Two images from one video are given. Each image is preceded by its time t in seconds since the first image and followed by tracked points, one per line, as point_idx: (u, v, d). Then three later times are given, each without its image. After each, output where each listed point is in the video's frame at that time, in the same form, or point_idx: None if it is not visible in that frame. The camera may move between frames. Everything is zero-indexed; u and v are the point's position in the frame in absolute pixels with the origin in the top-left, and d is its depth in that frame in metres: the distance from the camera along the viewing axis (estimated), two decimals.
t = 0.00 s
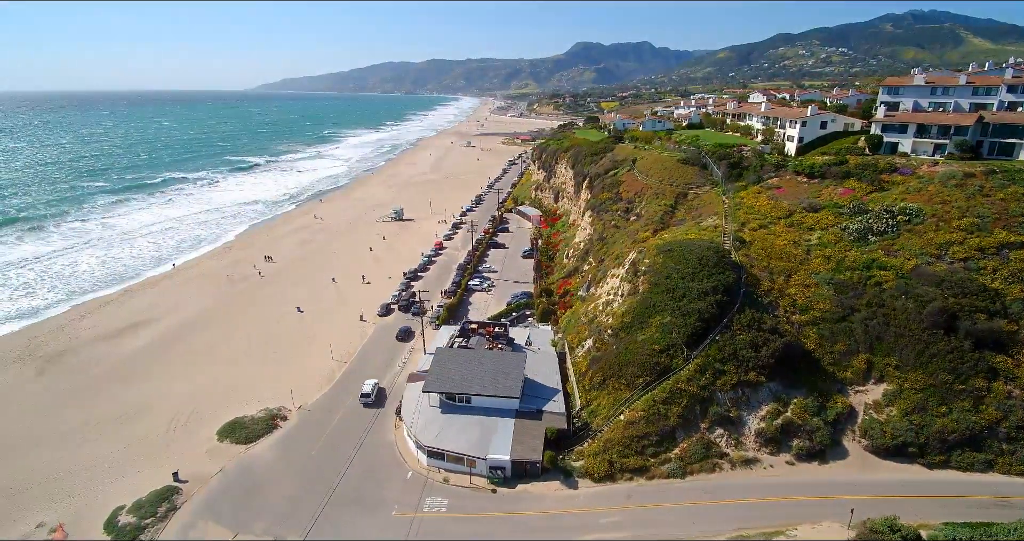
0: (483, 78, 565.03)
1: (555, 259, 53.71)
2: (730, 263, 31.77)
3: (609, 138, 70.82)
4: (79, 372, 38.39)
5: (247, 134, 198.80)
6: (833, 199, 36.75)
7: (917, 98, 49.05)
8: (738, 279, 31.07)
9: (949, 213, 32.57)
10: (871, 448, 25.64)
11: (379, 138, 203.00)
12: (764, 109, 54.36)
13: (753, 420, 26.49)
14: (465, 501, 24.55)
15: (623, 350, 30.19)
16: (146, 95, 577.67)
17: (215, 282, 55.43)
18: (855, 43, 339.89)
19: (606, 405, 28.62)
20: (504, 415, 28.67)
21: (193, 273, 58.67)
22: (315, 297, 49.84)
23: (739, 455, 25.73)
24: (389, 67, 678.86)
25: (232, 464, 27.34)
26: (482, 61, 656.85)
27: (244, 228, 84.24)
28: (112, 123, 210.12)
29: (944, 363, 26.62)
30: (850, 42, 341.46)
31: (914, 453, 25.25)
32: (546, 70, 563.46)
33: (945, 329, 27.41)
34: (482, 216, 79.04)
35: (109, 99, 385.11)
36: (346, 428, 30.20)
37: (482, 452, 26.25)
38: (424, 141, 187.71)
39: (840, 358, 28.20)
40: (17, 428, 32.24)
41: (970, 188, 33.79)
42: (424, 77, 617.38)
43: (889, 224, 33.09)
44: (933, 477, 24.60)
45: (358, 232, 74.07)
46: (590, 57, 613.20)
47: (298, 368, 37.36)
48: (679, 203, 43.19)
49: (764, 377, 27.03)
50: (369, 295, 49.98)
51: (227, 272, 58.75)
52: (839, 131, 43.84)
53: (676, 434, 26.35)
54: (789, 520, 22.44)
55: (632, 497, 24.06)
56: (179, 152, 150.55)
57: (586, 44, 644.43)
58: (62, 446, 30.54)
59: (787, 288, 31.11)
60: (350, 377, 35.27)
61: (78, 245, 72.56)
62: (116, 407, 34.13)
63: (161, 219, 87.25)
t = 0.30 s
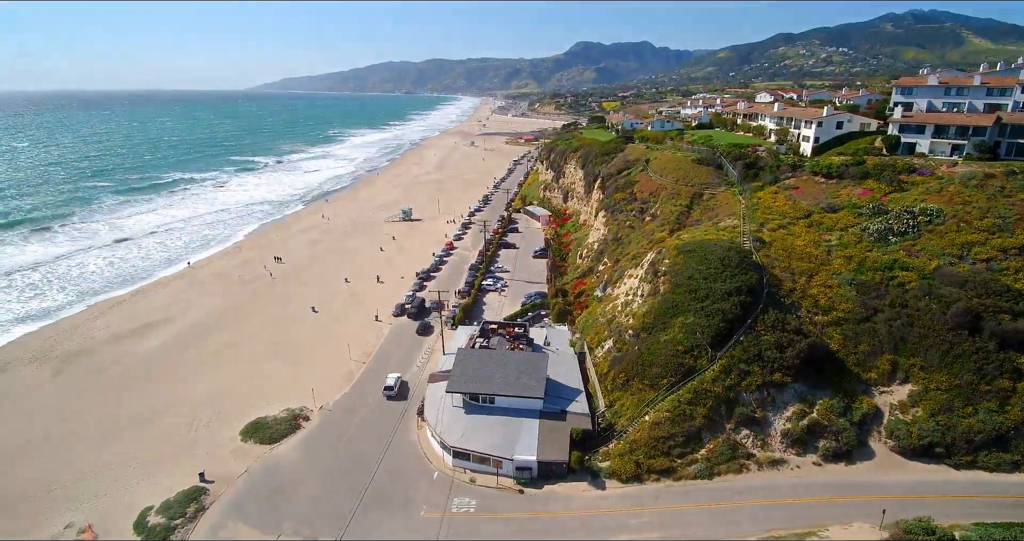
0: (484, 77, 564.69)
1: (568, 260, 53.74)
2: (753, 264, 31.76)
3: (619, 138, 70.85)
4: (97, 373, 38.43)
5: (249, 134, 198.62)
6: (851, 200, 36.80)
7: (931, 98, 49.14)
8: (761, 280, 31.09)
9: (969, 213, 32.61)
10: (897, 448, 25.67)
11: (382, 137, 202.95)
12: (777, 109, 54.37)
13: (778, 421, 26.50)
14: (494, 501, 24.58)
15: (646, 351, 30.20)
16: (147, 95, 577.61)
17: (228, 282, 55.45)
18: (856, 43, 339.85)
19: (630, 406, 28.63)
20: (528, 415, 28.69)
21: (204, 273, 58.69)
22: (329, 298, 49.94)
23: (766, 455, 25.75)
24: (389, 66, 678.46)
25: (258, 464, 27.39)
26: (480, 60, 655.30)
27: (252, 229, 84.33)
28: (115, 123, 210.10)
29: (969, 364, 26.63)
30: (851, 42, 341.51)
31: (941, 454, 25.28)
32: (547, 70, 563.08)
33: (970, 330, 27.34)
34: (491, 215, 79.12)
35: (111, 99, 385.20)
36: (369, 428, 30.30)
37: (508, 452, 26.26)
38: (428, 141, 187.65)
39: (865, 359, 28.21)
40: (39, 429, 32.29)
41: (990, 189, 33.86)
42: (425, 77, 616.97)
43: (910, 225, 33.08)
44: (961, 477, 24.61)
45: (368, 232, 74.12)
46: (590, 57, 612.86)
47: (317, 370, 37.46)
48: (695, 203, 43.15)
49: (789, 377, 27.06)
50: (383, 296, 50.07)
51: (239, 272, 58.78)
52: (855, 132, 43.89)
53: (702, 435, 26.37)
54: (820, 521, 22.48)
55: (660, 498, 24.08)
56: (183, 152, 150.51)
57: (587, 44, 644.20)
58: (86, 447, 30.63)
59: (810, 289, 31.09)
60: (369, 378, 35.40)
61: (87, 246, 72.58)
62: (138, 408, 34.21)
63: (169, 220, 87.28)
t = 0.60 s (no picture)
0: (484, 77, 564.69)
1: (579, 260, 53.77)
2: (772, 265, 31.78)
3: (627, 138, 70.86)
4: (113, 373, 38.45)
5: (251, 134, 198.33)
6: (868, 200, 36.87)
7: (943, 98, 49.21)
8: (781, 280, 31.13)
9: (987, 214, 32.65)
10: (920, 448, 25.72)
11: (384, 137, 202.79)
12: (788, 110, 54.42)
13: (801, 421, 26.51)
14: (518, 501, 24.60)
15: (666, 351, 30.20)
16: (147, 95, 577.40)
17: (239, 282, 55.47)
18: (857, 42, 339.99)
19: (651, 406, 28.61)
20: (550, 415, 28.72)
21: (215, 273, 58.68)
22: (342, 298, 49.95)
23: (789, 456, 25.76)
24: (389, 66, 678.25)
25: (280, 465, 27.40)
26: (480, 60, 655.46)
27: (259, 229, 84.34)
28: (117, 123, 209.93)
29: (991, 364, 26.67)
30: (852, 42, 341.70)
31: (964, 454, 25.31)
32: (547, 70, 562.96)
33: (991, 330, 27.36)
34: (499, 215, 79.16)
35: (111, 99, 384.90)
36: (389, 428, 30.32)
37: (531, 452, 26.25)
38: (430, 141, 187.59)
39: (886, 359, 28.23)
40: (58, 430, 32.27)
41: (1007, 189, 33.90)
42: (425, 77, 616.80)
43: (928, 225, 33.10)
44: (984, 477, 24.65)
45: (376, 232, 74.19)
46: (590, 57, 612.72)
47: (334, 370, 37.52)
48: (709, 203, 43.15)
49: (811, 378, 27.07)
50: (395, 297, 50.14)
51: (249, 272, 58.77)
52: (869, 132, 43.95)
53: (725, 436, 26.38)
54: (845, 521, 22.49)
55: (685, 498, 24.12)
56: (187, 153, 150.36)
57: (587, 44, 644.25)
58: (107, 447, 30.65)
59: (829, 289, 31.09)
60: (386, 378, 35.43)
61: (96, 246, 72.61)
62: (156, 408, 34.21)
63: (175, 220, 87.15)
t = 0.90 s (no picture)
0: (485, 77, 564.53)
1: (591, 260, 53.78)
2: (793, 265, 31.87)
3: (637, 138, 70.91)
4: (131, 374, 38.45)
5: (253, 134, 198.14)
6: (886, 200, 36.95)
7: (957, 98, 49.28)
8: (803, 280, 31.22)
9: (1007, 214, 32.65)
10: (946, 448, 25.72)
11: (387, 137, 202.66)
12: (801, 110, 54.45)
13: (826, 422, 26.53)
14: (545, 502, 24.58)
15: (688, 351, 30.21)
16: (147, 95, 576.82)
17: (250, 283, 55.46)
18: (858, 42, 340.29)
19: (675, 407, 28.60)
20: (573, 416, 28.73)
21: (226, 273, 58.68)
22: (355, 298, 49.98)
23: (815, 456, 25.77)
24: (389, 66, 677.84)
25: (305, 465, 27.39)
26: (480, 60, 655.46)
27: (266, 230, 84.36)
28: (119, 124, 209.76)
29: (1016, 365, 26.65)
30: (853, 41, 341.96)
31: (990, 454, 25.29)
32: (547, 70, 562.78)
33: (1015, 331, 27.35)
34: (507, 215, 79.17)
35: (112, 99, 384.21)
36: (411, 427, 30.31)
37: (557, 453, 26.22)
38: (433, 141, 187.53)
39: (910, 359, 28.25)
40: (79, 431, 32.26)
41: None
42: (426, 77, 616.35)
43: (948, 225, 33.13)
44: (1011, 477, 24.63)
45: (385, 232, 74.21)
46: (590, 56, 612.72)
47: (352, 370, 37.55)
48: (724, 203, 43.18)
49: (836, 378, 27.09)
50: (408, 297, 50.18)
51: (260, 272, 58.78)
52: (884, 132, 44.04)
53: (751, 436, 26.40)
54: (875, 522, 22.51)
55: (713, 498, 24.12)
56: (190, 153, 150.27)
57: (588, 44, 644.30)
58: (129, 448, 30.67)
59: (850, 289, 31.12)
60: (405, 378, 35.44)
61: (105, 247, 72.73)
62: (176, 407, 34.29)
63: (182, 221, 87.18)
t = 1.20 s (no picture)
0: (485, 77, 564.18)
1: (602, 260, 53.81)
2: (811, 265, 31.84)
3: (644, 138, 70.92)
4: (145, 374, 38.42)
5: (255, 134, 197.85)
6: (901, 200, 37.02)
7: (967, 98, 49.31)
8: (821, 281, 31.21)
9: None
10: (968, 448, 25.74)
11: (388, 137, 202.47)
12: (811, 110, 54.47)
13: (848, 422, 26.55)
14: (568, 503, 24.57)
15: (707, 351, 30.21)
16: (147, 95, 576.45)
17: (260, 283, 55.43)
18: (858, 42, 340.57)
19: (695, 407, 28.59)
20: (593, 416, 28.73)
21: (235, 273, 58.64)
22: (367, 298, 49.97)
23: (838, 456, 25.78)
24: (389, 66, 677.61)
25: (326, 466, 27.40)
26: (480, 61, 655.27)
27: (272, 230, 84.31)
28: (120, 124, 209.43)
29: None
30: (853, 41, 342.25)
31: (1012, 454, 25.30)
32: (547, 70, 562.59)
33: None
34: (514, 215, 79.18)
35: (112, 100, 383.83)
36: (430, 428, 30.32)
37: (578, 454, 26.20)
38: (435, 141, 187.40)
39: (931, 359, 28.21)
40: (96, 432, 32.25)
41: None
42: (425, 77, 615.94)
43: (965, 226, 33.14)
44: None
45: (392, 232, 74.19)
46: (591, 56, 612.73)
47: (367, 370, 37.52)
48: (737, 203, 43.17)
49: (857, 379, 27.08)
50: (419, 297, 50.19)
51: (269, 272, 58.77)
52: (897, 132, 44.11)
53: (773, 437, 26.40)
54: (900, 523, 22.56)
55: (737, 499, 24.14)
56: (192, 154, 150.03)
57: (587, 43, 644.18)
58: (147, 448, 30.64)
59: (869, 290, 31.09)
60: (420, 378, 35.44)
61: (111, 249, 72.68)
62: (192, 407, 34.27)
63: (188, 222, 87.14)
